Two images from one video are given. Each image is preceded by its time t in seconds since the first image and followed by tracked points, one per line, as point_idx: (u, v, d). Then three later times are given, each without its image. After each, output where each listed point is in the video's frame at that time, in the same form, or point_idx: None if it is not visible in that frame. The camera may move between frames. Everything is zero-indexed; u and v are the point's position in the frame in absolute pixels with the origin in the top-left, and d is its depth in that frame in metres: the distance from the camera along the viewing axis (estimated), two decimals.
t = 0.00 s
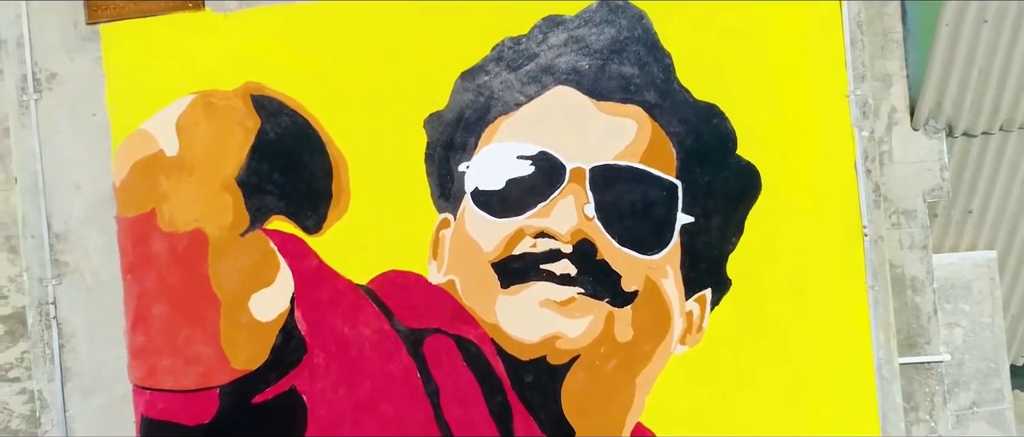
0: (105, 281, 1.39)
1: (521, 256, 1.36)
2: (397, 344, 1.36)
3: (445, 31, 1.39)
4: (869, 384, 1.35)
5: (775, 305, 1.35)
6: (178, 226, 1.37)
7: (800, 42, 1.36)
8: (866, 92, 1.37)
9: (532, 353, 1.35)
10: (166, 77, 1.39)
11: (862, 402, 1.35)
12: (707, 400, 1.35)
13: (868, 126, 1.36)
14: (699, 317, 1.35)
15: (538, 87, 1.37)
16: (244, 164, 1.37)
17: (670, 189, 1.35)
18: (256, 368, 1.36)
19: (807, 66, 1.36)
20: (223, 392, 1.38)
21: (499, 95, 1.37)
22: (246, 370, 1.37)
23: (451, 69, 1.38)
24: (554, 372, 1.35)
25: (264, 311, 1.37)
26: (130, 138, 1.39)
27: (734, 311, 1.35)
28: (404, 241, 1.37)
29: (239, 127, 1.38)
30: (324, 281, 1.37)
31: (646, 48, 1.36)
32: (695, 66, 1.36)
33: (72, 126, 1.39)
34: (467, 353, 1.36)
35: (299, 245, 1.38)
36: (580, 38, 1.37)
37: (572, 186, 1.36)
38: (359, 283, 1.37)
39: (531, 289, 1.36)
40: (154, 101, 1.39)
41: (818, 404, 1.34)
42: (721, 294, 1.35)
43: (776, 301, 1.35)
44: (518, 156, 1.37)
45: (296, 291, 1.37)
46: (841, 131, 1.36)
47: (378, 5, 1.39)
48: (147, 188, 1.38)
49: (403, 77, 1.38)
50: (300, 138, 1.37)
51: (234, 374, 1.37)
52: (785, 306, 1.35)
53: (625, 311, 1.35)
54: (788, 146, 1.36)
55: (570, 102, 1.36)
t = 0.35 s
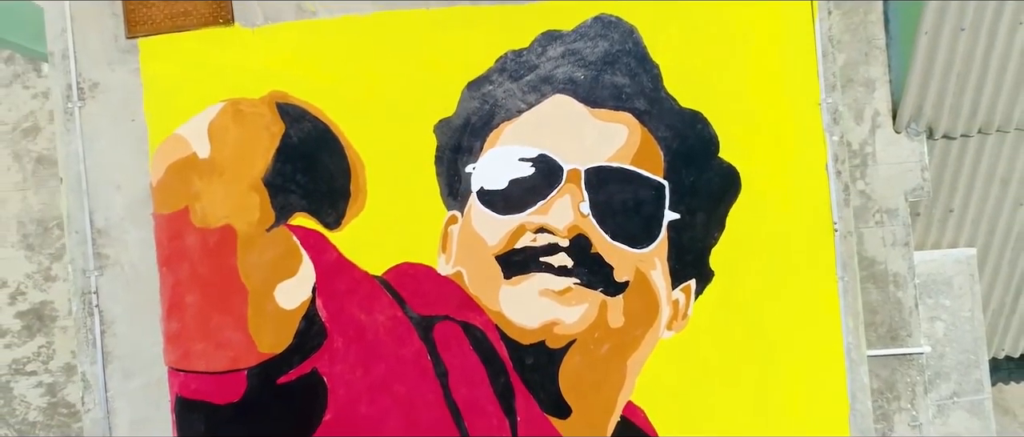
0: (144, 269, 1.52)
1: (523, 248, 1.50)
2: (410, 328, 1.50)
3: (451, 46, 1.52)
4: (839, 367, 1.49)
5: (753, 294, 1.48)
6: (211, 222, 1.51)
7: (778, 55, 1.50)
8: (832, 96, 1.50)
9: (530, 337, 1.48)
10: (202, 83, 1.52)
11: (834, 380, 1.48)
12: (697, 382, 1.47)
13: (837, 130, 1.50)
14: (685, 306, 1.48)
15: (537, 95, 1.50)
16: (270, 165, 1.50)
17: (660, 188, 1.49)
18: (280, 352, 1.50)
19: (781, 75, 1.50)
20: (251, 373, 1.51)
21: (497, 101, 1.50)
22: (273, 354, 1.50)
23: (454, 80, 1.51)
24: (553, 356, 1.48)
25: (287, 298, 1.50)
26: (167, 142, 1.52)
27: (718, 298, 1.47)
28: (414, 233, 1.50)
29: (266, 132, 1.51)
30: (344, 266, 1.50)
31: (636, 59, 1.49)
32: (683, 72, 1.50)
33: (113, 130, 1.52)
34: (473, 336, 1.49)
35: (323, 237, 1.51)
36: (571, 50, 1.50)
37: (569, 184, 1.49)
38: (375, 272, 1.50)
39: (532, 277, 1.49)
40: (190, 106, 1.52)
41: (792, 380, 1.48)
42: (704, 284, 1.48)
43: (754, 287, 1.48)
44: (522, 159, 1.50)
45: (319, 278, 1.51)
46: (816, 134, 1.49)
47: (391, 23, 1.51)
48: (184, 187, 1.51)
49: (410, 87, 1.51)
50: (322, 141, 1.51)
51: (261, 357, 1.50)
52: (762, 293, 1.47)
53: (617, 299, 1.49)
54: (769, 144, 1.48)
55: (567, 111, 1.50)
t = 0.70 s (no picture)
0: (184, 269, 2.35)
1: (522, 245, 2.25)
2: (420, 319, 2.27)
3: (456, 63, 2.30)
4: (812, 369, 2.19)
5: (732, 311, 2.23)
6: (236, 220, 2.30)
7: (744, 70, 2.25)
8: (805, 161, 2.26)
9: (534, 323, 2.24)
10: (240, 95, 2.34)
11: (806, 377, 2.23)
12: (692, 375, 2.23)
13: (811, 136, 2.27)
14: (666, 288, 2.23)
15: (540, 102, 2.27)
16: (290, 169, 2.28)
17: (648, 188, 2.24)
18: (302, 337, 2.28)
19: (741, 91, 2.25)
20: (275, 358, 2.29)
21: (495, 107, 2.27)
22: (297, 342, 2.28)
23: (453, 83, 2.29)
24: (552, 341, 2.24)
25: (309, 291, 2.28)
26: (201, 144, 2.34)
27: (707, 308, 2.22)
28: (421, 238, 2.27)
29: (290, 139, 2.31)
30: (366, 269, 2.28)
31: (624, 73, 2.26)
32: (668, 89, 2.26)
33: (154, 137, 2.38)
34: (476, 324, 2.25)
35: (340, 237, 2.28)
36: (574, 66, 2.28)
37: (566, 187, 2.25)
38: (389, 269, 2.28)
39: (531, 271, 2.24)
40: (229, 111, 2.35)
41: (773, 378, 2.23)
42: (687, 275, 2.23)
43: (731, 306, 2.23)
44: (521, 162, 2.26)
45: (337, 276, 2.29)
46: (781, 198, 2.23)
47: (409, 39, 2.31)
48: (215, 185, 2.33)
49: (424, 89, 2.30)
50: (335, 144, 2.29)
51: (285, 342, 2.28)
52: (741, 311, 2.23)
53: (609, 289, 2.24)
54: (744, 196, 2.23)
55: (554, 125, 2.26)
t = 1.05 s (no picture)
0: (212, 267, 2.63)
1: (521, 244, 2.56)
2: (428, 312, 2.58)
3: (461, 77, 2.61)
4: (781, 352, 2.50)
5: (710, 299, 2.56)
6: (260, 221, 2.60)
7: (724, 84, 2.57)
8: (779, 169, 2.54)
9: (532, 314, 2.55)
10: (265, 107, 2.64)
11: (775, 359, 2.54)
12: (675, 358, 2.56)
13: (783, 147, 2.56)
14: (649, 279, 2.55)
15: (538, 114, 2.58)
16: (308, 174, 2.58)
17: (637, 193, 2.56)
18: (319, 329, 2.59)
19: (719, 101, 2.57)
20: (295, 348, 2.60)
21: (497, 118, 2.59)
22: (318, 332, 2.59)
23: (460, 96, 2.60)
24: (547, 332, 2.55)
25: (327, 285, 2.59)
26: (225, 153, 2.64)
27: (689, 298, 2.55)
28: (428, 238, 2.58)
29: (308, 147, 2.61)
30: (381, 266, 2.58)
31: (614, 86, 2.58)
32: (655, 100, 2.58)
33: (183, 146, 2.66)
34: (479, 316, 2.56)
35: (355, 237, 2.59)
36: (569, 80, 2.59)
37: (562, 191, 2.56)
38: (399, 265, 2.58)
39: (531, 268, 2.56)
40: (250, 123, 2.64)
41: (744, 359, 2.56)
42: (672, 273, 2.55)
43: (711, 295, 2.56)
44: (521, 168, 2.57)
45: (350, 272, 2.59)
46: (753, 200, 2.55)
47: (420, 56, 2.62)
48: (238, 188, 2.62)
49: (433, 102, 2.60)
50: (348, 152, 2.60)
51: (304, 332, 2.59)
52: (718, 300, 2.56)
53: (601, 285, 2.55)
54: (719, 199, 2.56)
55: (547, 137, 2.58)
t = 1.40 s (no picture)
0: (240, 264, 2.84)
1: (521, 244, 2.76)
2: (436, 305, 2.78)
3: (466, 91, 2.82)
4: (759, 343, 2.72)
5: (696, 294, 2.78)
6: (284, 221, 2.81)
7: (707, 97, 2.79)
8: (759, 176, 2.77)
9: (531, 306, 2.76)
10: (287, 118, 2.84)
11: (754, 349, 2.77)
12: (661, 347, 2.77)
13: (761, 154, 2.78)
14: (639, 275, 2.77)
15: (538, 124, 2.80)
16: (327, 179, 2.79)
17: (627, 196, 2.78)
18: (337, 320, 2.79)
19: (703, 115, 2.79)
20: (315, 338, 2.80)
21: (499, 128, 2.80)
22: (335, 324, 2.79)
23: (467, 109, 2.81)
24: (546, 323, 2.76)
25: (345, 279, 2.79)
26: (252, 161, 2.84)
27: (674, 292, 2.77)
28: (436, 238, 2.78)
29: (327, 155, 2.81)
30: (393, 263, 2.79)
31: (607, 99, 2.80)
32: (645, 113, 2.81)
33: (213, 154, 2.85)
34: (483, 309, 2.77)
35: (369, 237, 2.79)
36: (566, 93, 2.81)
37: (558, 195, 2.77)
38: (410, 263, 2.79)
39: (531, 265, 2.76)
40: (273, 133, 2.84)
41: (727, 348, 2.78)
42: (659, 270, 2.77)
43: (694, 289, 2.78)
44: (521, 174, 2.78)
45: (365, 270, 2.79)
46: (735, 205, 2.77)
47: (429, 72, 2.83)
48: (264, 193, 2.83)
49: (443, 114, 2.81)
50: (364, 159, 2.80)
51: (323, 324, 2.79)
52: (703, 296, 2.78)
53: (594, 280, 2.76)
54: (704, 203, 2.78)
55: (546, 146, 2.79)
